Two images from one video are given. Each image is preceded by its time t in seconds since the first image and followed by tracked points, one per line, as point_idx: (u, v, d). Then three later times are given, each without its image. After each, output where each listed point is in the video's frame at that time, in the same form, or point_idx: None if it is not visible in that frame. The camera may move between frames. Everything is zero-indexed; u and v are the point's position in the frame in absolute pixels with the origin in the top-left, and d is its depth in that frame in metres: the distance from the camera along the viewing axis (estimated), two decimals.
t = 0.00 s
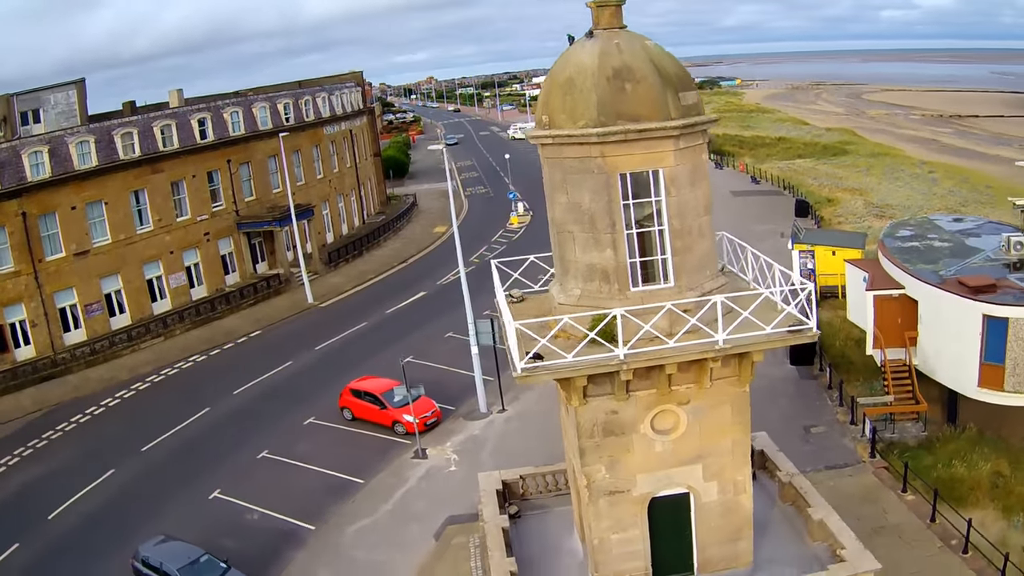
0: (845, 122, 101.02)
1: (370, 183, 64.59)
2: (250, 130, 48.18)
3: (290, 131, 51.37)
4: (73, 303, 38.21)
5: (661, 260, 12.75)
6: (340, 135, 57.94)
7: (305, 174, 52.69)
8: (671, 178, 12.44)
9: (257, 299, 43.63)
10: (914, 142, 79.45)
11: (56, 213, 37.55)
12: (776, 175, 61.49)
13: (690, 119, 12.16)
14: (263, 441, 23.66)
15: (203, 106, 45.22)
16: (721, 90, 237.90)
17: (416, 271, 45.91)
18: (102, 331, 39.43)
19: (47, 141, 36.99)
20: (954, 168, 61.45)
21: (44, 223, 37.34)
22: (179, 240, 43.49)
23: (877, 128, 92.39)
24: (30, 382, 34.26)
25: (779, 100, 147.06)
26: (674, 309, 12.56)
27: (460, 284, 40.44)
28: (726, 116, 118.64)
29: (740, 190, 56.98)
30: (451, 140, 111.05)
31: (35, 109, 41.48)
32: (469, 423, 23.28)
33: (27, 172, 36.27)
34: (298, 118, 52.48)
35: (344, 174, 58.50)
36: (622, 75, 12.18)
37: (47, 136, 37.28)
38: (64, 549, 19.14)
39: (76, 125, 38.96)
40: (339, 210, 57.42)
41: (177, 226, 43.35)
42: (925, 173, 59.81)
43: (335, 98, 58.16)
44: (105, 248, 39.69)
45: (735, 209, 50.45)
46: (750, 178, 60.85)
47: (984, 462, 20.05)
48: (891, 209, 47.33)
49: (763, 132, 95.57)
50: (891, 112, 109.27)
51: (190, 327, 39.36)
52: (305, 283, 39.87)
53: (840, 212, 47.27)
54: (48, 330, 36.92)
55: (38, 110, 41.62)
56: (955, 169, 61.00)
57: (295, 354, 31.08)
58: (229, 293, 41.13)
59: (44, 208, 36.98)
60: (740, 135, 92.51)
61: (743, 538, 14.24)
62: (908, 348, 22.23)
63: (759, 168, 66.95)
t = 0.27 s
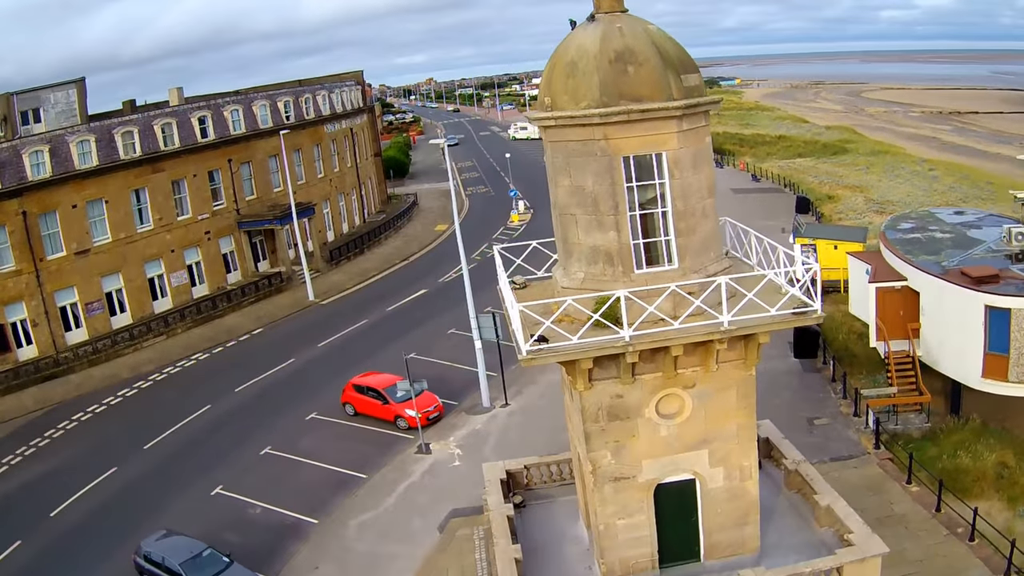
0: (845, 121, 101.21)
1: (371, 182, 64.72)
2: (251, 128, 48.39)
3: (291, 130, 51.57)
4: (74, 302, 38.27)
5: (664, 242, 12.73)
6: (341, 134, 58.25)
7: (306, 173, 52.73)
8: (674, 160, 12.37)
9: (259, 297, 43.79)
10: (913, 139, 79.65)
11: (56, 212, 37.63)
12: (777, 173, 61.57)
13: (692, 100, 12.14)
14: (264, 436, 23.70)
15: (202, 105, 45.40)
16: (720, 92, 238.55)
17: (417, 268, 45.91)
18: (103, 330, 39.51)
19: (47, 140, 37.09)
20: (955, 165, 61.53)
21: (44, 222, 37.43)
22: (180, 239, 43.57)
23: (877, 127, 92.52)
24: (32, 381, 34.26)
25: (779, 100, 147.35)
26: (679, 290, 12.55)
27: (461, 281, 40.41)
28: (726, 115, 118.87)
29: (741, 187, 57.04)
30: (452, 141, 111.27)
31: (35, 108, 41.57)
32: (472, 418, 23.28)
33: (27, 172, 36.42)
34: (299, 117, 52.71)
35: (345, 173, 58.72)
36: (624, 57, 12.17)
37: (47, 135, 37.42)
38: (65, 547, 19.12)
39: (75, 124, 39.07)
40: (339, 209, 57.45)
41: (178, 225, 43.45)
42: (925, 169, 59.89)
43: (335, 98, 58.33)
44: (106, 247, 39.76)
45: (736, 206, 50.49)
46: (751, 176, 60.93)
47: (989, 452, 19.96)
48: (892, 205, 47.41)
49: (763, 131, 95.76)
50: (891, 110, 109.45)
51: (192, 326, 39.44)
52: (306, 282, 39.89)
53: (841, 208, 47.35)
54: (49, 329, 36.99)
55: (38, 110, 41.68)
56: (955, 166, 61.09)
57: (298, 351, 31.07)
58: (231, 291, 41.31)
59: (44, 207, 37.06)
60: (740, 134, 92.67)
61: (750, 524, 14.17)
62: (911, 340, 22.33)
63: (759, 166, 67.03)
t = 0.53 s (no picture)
0: (844, 120, 101.36)
1: (372, 181, 64.82)
2: (252, 128, 48.59)
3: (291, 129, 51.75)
4: (76, 300, 38.41)
5: (668, 226, 12.74)
6: (342, 133, 58.48)
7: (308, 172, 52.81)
8: (676, 144, 12.44)
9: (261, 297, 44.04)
10: (913, 138, 79.76)
11: (58, 211, 37.74)
12: (777, 171, 61.68)
13: (694, 86, 12.17)
14: (265, 432, 23.83)
15: (203, 104, 45.58)
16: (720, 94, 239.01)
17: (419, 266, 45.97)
18: (106, 328, 39.72)
19: (47, 139, 37.21)
20: (955, 162, 61.62)
21: (46, 221, 37.55)
22: (181, 238, 43.74)
23: (877, 125, 92.67)
24: (34, 380, 34.38)
25: (778, 100, 147.57)
26: (682, 274, 12.54)
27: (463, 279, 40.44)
28: (725, 115, 119.09)
29: (741, 185, 57.11)
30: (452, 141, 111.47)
31: (35, 109, 41.96)
32: (475, 413, 23.32)
33: (29, 171, 36.51)
34: (299, 116, 52.87)
35: (346, 173, 58.88)
36: (625, 42, 12.16)
37: (48, 134, 37.58)
38: (66, 543, 19.20)
39: (75, 124, 39.21)
40: (341, 208, 57.49)
41: (180, 224, 43.58)
42: (925, 166, 59.98)
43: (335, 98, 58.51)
44: (108, 245, 39.87)
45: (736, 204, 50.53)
46: (751, 174, 61.03)
47: (993, 444, 19.93)
48: (892, 202, 47.50)
49: (763, 130, 95.90)
50: (891, 109, 109.59)
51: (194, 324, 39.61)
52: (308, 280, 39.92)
53: (842, 206, 47.42)
54: (51, 328, 37.13)
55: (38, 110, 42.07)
56: (955, 163, 61.18)
57: (300, 348, 31.08)
58: (233, 290, 41.55)
59: (46, 206, 37.16)
60: (740, 133, 92.85)
61: (756, 513, 14.09)
62: (913, 333, 22.31)
63: (760, 163, 67.08)
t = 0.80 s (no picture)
0: (844, 120, 101.49)
1: (373, 181, 64.92)
2: (252, 127, 48.86)
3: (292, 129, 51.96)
4: (76, 299, 38.79)
5: (669, 212, 12.68)
6: (342, 133, 58.70)
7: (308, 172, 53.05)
8: (677, 128, 12.41)
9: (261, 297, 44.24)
10: (913, 137, 79.92)
11: (58, 209, 38.07)
12: (778, 170, 61.73)
13: (694, 69, 12.16)
14: (267, 430, 23.79)
15: (203, 103, 45.86)
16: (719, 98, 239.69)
17: (419, 266, 46.01)
18: (107, 327, 40.04)
19: (48, 138, 37.62)
20: (955, 160, 61.65)
21: (47, 220, 37.91)
22: (182, 237, 43.97)
23: (877, 125, 92.81)
24: (36, 378, 34.71)
25: (778, 100, 147.89)
26: (683, 257, 12.45)
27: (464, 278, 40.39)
28: (725, 116, 119.31)
29: (742, 184, 57.15)
30: (453, 143, 111.69)
31: (35, 108, 44.20)
32: (476, 411, 23.34)
33: (30, 169, 36.89)
34: (299, 115, 53.12)
35: (346, 173, 59.05)
36: (624, 25, 12.16)
37: (49, 133, 38.01)
38: (69, 539, 19.56)
39: (77, 122, 39.59)
40: (341, 209, 57.42)
41: (181, 222, 43.84)
42: (925, 164, 60.00)
43: (336, 98, 58.82)
44: (108, 245, 40.18)
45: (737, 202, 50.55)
46: (752, 174, 61.08)
47: (996, 438, 19.81)
48: (893, 200, 47.59)
49: (763, 130, 96.02)
50: (891, 109, 109.73)
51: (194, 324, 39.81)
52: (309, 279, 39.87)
53: (843, 204, 47.46)
54: (52, 326, 37.53)
55: (39, 109, 44.34)
56: (955, 161, 61.22)
57: (302, 346, 31.12)
58: (234, 290, 41.89)
59: (46, 205, 37.50)
60: (740, 133, 92.97)
61: (760, 503, 13.94)
62: (916, 328, 22.16)
63: (760, 163, 67.13)
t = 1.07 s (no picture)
0: (844, 120, 101.65)
1: (374, 183, 65.03)
2: (253, 127, 48.96)
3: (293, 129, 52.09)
4: (78, 299, 38.88)
5: (671, 198, 12.60)
6: (343, 133, 58.79)
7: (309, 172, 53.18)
8: (678, 113, 12.34)
9: (262, 296, 44.32)
10: (914, 137, 79.96)
11: (60, 209, 38.24)
12: (778, 169, 61.78)
13: (695, 54, 12.11)
14: (269, 429, 23.70)
15: (204, 103, 46.00)
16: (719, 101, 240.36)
17: (421, 266, 46.02)
18: (108, 326, 40.10)
19: (49, 138, 37.84)
20: (956, 159, 61.67)
21: (48, 220, 38.09)
22: (184, 236, 44.03)
23: (877, 125, 92.93)
24: (37, 377, 34.85)
25: (778, 102, 148.23)
26: (686, 242, 12.34)
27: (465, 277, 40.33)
28: (725, 117, 119.51)
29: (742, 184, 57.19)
30: (453, 145, 111.89)
31: (36, 108, 44.94)
32: (478, 408, 23.30)
33: (30, 170, 37.09)
34: (300, 115, 53.26)
35: (347, 174, 59.10)
36: (625, 10, 12.07)
37: (50, 133, 38.18)
38: (71, 535, 19.59)
39: (78, 122, 39.77)
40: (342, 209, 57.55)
41: (183, 222, 43.95)
42: (926, 164, 60.02)
43: (336, 98, 59.02)
44: (110, 244, 40.27)
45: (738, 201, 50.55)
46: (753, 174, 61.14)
47: (1000, 433, 19.64)
48: (894, 199, 47.62)
49: (763, 130, 96.15)
50: (891, 110, 109.90)
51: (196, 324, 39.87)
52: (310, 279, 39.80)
53: (844, 203, 47.46)
54: (54, 326, 37.56)
55: (39, 109, 45.08)
56: (956, 160, 61.25)
57: (303, 344, 31.07)
58: (235, 289, 42.00)
59: (47, 205, 37.66)
60: (741, 134, 93.10)
61: (764, 494, 13.77)
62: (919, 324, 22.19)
63: (761, 163, 67.19)
